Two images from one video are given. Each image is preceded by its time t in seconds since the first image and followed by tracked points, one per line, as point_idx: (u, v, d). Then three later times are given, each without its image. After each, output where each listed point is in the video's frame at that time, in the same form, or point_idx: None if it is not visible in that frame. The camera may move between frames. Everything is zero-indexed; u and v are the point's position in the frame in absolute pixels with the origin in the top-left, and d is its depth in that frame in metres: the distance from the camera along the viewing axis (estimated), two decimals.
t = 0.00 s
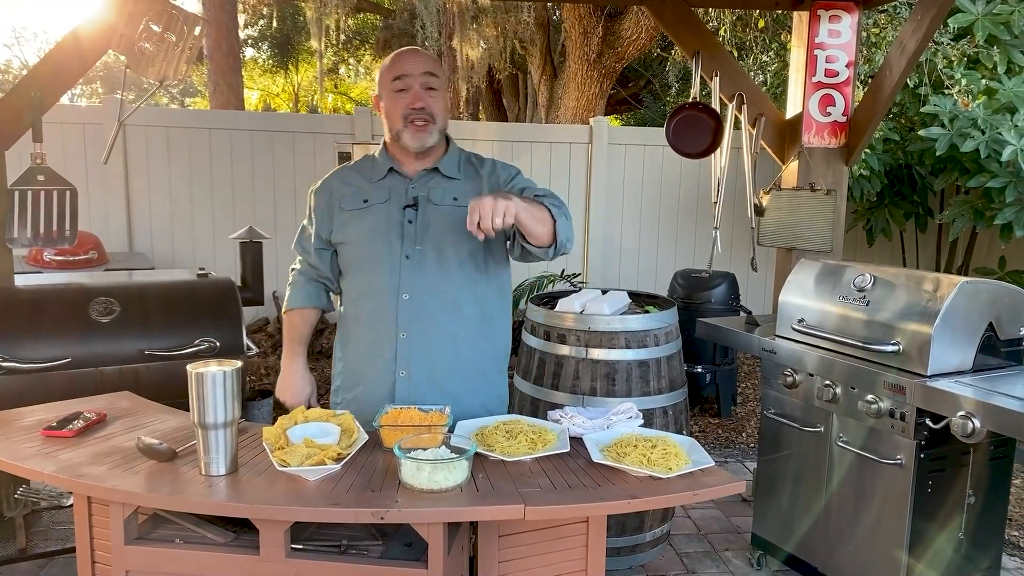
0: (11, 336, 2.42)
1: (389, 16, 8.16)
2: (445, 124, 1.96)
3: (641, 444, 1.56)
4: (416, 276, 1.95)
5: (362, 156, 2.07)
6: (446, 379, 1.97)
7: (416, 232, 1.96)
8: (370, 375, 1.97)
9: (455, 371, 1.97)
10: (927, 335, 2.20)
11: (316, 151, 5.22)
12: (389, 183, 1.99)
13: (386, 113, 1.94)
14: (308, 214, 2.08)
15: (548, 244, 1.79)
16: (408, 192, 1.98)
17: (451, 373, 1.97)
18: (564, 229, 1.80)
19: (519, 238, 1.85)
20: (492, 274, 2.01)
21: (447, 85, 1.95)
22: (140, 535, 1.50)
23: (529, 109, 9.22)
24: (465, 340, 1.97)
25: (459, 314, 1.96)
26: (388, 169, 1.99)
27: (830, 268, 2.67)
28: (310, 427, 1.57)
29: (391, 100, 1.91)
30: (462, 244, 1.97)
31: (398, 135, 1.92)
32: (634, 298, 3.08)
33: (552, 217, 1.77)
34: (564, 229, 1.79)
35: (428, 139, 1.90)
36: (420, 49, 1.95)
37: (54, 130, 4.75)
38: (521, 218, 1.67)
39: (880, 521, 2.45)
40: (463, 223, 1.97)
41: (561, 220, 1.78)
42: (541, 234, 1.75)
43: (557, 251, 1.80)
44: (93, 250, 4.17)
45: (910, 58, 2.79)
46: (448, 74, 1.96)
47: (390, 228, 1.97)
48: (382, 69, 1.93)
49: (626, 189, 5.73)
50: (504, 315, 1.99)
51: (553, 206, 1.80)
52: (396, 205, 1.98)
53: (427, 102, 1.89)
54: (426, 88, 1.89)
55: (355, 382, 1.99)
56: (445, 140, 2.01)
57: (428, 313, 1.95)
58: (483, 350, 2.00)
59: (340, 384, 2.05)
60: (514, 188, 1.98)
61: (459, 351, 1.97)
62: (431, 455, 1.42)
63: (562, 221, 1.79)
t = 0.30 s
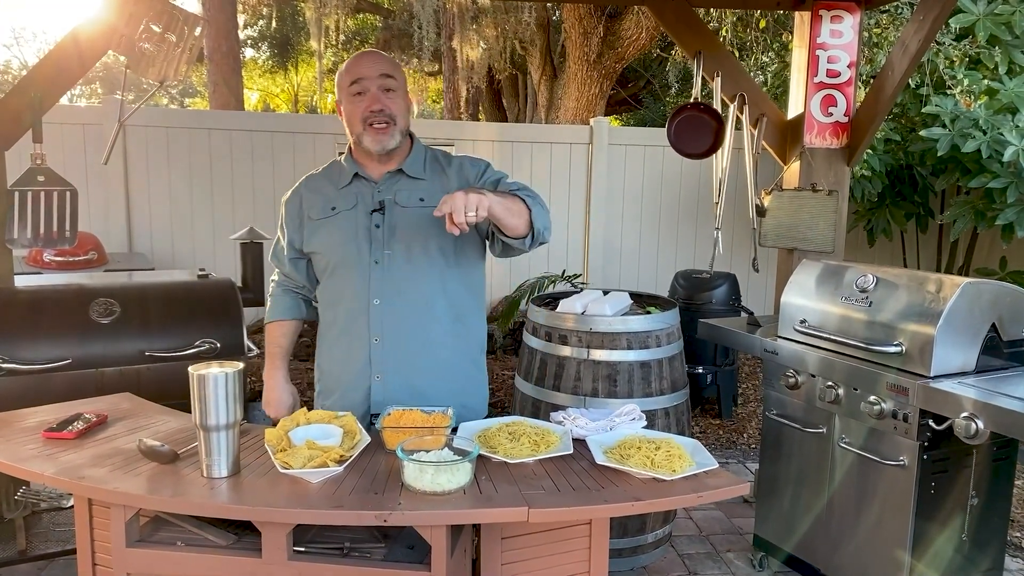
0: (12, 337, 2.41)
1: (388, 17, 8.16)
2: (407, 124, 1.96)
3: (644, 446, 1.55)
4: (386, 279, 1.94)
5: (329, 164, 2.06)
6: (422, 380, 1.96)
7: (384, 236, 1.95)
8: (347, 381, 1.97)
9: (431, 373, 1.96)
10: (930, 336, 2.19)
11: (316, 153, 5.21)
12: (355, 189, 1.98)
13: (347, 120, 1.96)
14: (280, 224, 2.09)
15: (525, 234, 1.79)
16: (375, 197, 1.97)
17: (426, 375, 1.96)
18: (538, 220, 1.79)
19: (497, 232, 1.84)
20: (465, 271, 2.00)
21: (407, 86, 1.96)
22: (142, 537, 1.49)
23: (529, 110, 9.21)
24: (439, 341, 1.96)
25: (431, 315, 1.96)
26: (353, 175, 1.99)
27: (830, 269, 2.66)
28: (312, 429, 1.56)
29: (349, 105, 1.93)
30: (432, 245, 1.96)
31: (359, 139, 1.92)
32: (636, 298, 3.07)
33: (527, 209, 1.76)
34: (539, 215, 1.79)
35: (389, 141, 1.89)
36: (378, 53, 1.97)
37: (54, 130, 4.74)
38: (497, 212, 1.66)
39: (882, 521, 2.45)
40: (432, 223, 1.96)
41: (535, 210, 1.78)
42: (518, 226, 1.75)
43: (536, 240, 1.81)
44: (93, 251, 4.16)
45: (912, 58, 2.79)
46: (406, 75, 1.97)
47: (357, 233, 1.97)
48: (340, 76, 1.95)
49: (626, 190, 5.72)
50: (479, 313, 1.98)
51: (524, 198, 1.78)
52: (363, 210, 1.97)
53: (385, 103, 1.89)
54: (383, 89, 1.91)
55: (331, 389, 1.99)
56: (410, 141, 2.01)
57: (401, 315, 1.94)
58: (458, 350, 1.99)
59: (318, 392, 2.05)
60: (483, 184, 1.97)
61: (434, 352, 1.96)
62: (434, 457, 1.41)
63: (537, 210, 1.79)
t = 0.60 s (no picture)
0: (14, 338, 2.41)
1: (388, 16, 8.17)
2: (400, 123, 1.96)
3: (649, 448, 1.55)
4: (376, 277, 1.94)
5: (322, 164, 2.06)
6: (415, 379, 1.96)
7: (374, 234, 1.94)
8: (339, 381, 1.97)
9: (424, 371, 1.96)
10: (934, 337, 2.18)
11: (316, 153, 5.21)
12: (347, 188, 1.99)
13: (339, 119, 1.95)
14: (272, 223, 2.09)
15: (515, 229, 1.78)
16: (366, 195, 1.97)
17: (419, 374, 1.96)
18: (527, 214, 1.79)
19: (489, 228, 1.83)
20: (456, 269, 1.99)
21: (399, 85, 1.95)
22: (146, 539, 1.49)
23: (529, 110, 9.22)
24: (430, 339, 1.96)
25: (423, 313, 1.95)
26: (344, 173, 1.99)
27: (833, 269, 2.66)
28: (316, 430, 1.56)
29: (341, 105, 1.92)
30: (423, 243, 1.95)
31: (351, 140, 1.92)
32: (638, 299, 3.07)
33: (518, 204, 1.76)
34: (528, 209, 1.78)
35: (381, 143, 1.90)
36: (371, 52, 1.96)
37: (55, 130, 4.74)
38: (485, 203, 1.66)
39: (884, 523, 2.44)
40: (422, 220, 1.96)
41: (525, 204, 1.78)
42: (508, 220, 1.74)
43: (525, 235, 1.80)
44: (94, 251, 4.16)
45: (915, 59, 2.78)
46: (399, 75, 1.96)
47: (348, 232, 1.96)
48: (332, 75, 1.95)
49: (626, 190, 5.72)
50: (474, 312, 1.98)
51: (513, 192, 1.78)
52: (354, 209, 1.97)
53: (376, 103, 1.89)
54: (374, 89, 1.90)
55: (325, 389, 1.99)
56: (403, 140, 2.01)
57: (392, 313, 1.94)
58: (451, 348, 1.98)
59: (313, 391, 2.06)
60: (474, 180, 1.97)
61: (426, 350, 1.96)
62: (439, 459, 1.41)
63: (527, 205, 1.79)
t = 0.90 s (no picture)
0: (15, 338, 2.41)
1: (388, 16, 8.17)
2: (403, 119, 1.95)
3: (654, 449, 1.54)
4: (381, 277, 1.93)
5: (331, 163, 2.06)
6: (420, 378, 1.95)
7: (380, 233, 1.94)
8: (344, 380, 1.97)
9: (428, 371, 1.95)
10: (938, 337, 2.18)
11: (317, 152, 5.20)
12: (354, 186, 1.98)
13: (345, 115, 1.94)
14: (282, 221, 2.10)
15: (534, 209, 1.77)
16: (373, 194, 1.96)
17: (424, 374, 1.95)
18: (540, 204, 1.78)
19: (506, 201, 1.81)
20: (463, 266, 1.98)
21: (402, 81, 1.95)
22: (149, 540, 1.48)
23: (529, 109, 9.23)
24: (435, 338, 1.95)
25: (428, 312, 1.94)
26: (352, 172, 1.99)
27: (836, 269, 2.66)
28: (320, 431, 1.55)
29: (345, 100, 1.92)
30: (429, 243, 1.95)
31: (356, 134, 1.91)
32: (640, 299, 3.06)
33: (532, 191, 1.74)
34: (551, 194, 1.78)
35: (383, 133, 1.87)
36: (372, 49, 1.95)
37: (55, 130, 4.73)
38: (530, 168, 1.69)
39: (888, 523, 2.44)
40: (429, 219, 1.95)
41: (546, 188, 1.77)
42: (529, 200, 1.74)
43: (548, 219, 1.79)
44: (94, 250, 4.15)
45: (918, 59, 2.78)
46: (401, 71, 1.96)
47: (354, 231, 1.96)
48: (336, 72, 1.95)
49: (627, 189, 5.71)
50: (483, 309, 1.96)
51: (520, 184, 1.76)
52: (361, 207, 1.96)
53: (379, 96, 1.88)
54: (376, 82, 1.89)
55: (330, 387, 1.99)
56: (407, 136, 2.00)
57: (397, 313, 1.93)
58: (456, 348, 1.97)
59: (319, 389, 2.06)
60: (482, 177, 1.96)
61: (431, 350, 1.95)
62: (444, 460, 1.40)
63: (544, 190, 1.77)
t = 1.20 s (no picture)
0: (15, 340, 2.40)
1: (388, 15, 8.16)
2: (433, 121, 1.93)
3: (659, 452, 1.53)
4: (409, 276, 1.90)
5: (360, 165, 2.05)
6: (449, 379, 1.92)
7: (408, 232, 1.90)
8: (372, 380, 1.94)
9: (457, 372, 1.92)
10: (942, 339, 2.17)
11: (318, 152, 5.20)
12: (383, 188, 1.96)
13: (373, 121, 1.92)
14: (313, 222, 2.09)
15: (528, 196, 1.65)
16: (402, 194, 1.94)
17: (453, 376, 1.92)
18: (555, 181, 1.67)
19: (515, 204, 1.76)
20: (491, 264, 1.93)
21: (431, 85, 1.93)
22: (150, 544, 1.47)
23: (529, 109, 9.23)
24: (464, 339, 1.91)
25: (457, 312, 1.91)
26: (382, 173, 1.98)
27: (838, 269, 2.64)
28: (322, 434, 1.54)
29: (373, 106, 1.90)
30: (458, 242, 1.90)
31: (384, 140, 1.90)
32: (642, 300, 3.05)
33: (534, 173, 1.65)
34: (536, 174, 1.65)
35: (417, 141, 1.88)
36: (400, 53, 1.92)
37: (54, 130, 4.71)
38: (470, 171, 1.54)
39: (891, 526, 2.43)
40: (456, 218, 1.91)
41: (535, 169, 1.65)
42: (517, 189, 1.63)
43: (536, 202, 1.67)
44: (94, 251, 4.13)
45: (921, 59, 2.77)
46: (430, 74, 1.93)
47: (382, 230, 1.93)
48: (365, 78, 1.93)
49: (629, 189, 5.70)
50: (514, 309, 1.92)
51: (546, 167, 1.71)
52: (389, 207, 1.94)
53: (408, 102, 1.86)
54: (404, 87, 1.87)
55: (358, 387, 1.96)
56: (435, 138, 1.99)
57: (426, 313, 1.90)
58: (487, 348, 1.94)
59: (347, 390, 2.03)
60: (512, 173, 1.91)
61: (459, 352, 1.91)
62: (447, 464, 1.39)
63: (540, 171, 1.66)
